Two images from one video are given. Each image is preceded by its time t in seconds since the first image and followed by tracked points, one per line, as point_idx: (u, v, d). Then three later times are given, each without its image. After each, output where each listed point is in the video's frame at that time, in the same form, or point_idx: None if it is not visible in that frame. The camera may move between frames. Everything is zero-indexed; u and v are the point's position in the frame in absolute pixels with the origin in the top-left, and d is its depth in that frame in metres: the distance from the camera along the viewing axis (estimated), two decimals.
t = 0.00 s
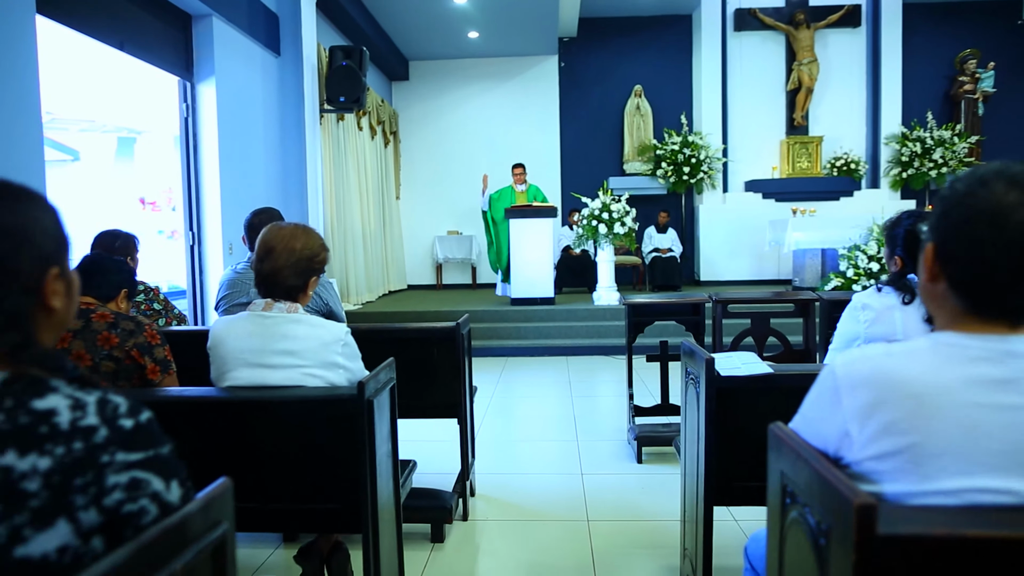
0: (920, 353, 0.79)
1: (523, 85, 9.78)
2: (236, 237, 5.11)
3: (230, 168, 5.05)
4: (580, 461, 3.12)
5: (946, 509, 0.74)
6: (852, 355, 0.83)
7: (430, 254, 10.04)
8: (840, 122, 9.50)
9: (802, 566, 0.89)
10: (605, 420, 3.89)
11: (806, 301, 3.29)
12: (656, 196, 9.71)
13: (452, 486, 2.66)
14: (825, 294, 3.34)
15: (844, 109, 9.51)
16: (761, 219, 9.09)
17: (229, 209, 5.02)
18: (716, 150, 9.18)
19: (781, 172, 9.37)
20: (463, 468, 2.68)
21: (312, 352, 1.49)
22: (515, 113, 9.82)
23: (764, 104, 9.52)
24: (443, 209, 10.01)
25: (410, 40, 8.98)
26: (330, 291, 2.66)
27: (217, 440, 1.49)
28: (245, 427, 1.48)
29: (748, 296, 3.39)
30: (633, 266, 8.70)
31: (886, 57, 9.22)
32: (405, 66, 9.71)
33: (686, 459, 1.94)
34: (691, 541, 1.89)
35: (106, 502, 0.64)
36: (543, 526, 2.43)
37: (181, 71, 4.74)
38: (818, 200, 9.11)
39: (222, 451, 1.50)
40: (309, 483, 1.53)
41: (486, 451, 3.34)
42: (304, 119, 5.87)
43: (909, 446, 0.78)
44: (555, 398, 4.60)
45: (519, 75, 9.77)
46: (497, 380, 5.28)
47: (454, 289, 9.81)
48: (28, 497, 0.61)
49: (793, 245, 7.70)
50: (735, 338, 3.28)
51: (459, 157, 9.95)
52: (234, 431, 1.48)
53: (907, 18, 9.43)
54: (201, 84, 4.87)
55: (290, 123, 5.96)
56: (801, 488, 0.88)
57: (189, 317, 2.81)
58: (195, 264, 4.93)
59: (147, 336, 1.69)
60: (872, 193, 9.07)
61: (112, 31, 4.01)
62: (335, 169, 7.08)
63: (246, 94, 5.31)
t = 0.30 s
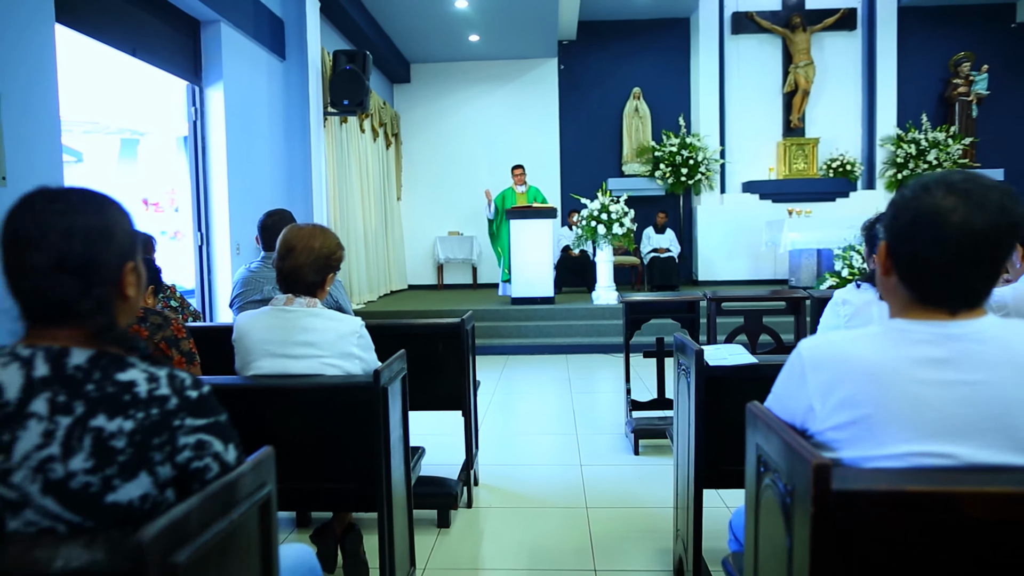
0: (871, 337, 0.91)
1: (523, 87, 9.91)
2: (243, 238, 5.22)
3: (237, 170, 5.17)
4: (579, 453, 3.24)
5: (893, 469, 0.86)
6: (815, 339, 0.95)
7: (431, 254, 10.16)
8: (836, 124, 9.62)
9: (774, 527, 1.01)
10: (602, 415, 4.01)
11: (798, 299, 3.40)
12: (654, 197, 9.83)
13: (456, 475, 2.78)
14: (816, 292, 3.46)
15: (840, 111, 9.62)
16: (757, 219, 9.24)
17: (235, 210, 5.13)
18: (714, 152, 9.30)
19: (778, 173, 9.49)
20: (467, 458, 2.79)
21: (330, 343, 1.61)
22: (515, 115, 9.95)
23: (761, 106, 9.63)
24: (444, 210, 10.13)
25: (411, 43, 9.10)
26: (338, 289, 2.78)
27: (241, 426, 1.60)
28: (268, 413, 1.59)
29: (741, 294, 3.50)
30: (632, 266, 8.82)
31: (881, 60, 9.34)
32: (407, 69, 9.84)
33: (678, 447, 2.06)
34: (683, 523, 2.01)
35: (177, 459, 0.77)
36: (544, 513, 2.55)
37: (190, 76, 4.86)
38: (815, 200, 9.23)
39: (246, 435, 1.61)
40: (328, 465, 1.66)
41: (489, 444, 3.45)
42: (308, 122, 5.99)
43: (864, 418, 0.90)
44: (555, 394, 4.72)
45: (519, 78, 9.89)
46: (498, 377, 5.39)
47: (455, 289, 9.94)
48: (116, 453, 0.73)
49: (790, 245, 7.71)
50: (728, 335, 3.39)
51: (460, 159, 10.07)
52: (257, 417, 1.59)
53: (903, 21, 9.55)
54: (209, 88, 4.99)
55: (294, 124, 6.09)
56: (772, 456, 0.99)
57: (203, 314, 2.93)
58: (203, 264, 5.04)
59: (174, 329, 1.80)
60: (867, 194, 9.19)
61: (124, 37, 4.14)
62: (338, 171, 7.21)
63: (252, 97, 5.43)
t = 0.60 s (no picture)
0: (833, 323, 1.04)
1: (521, 89, 10.05)
2: (247, 237, 5.33)
3: (243, 172, 5.29)
4: (577, 444, 3.37)
5: (850, 437, 1.00)
6: (785, 326, 1.09)
7: (430, 253, 10.28)
8: (830, 126, 9.77)
9: (749, 492, 1.15)
10: (599, 409, 4.14)
11: (788, 296, 3.53)
12: (650, 197, 9.97)
13: (459, 462, 2.90)
14: (805, 290, 3.59)
15: (833, 113, 9.77)
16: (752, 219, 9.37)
17: (241, 210, 5.25)
18: (709, 153, 9.43)
19: (772, 173, 9.63)
20: (470, 447, 2.93)
21: (348, 335, 1.74)
22: (513, 116, 10.09)
23: (756, 108, 9.77)
24: (443, 210, 10.26)
25: (410, 45, 9.23)
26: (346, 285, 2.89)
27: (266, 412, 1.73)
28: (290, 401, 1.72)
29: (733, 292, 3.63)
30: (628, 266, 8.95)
31: (874, 62, 9.49)
32: (406, 70, 9.96)
33: (670, 436, 2.19)
34: (674, 505, 2.14)
35: (235, 426, 0.90)
36: (542, 498, 2.68)
37: (198, 79, 4.99)
38: (808, 200, 9.37)
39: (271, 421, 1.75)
40: (347, 448, 1.80)
41: (490, 436, 3.58)
42: (311, 123, 6.11)
43: (827, 393, 1.03)
44: (553, 389, 4.85)
45: (517, 79, 10.03)
46: (498, 373, 5.52)
47: (454, 288, 10.07)
48: (186, 418, 0.86)
49: (783, 245, 7.85)
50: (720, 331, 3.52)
51: (458, 159, 10.20)
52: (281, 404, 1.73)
53: (896, 24, 9.70)
54: (216, 91, 5.11)
55: (298, 125, 6.22)
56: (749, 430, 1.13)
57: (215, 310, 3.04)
58: (209, 263, 5.16)
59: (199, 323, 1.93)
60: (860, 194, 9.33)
61: (135, 43, 4.27)
62: (340, 171, 7.34)
63: (257, 100, 5.55)
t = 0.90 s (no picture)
0: (802, 310, 1.18)
1: (520, 90, 10.19)
2: (254, 236, 5.46)
3: (250, 172, 5.43)
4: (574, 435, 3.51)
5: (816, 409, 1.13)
6: (760, 313, 1.23)
7: (430, 252, 10.42)
8: (824, 127, 9.91)
9: (729, 462, 1.29)
10: (597, 402, 4.28)
11: (779, 292, 3.67)
12: (648, 197, 10.11)
13: (463, 450, 3.04)
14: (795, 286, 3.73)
15: (828, 114, 9.92)
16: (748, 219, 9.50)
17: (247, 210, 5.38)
18: (706, 153, 9.56)
19: (768, 174, 9.76)
20: (473, 435, 3.07)
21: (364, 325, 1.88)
22: (512, 118, 10.23)
23: (751, 110, 9.91)
24: (443, 209, 10.39)
25: (411, 47, 9.37)
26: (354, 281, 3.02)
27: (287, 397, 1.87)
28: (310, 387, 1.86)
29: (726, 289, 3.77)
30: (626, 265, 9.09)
31: (867, 65, 9.64)
32: (407, 72, 10.10)
33: (664, 426, 2.33)
34: (667, 487, 2.28)
35: (278, 397, 1.04)
36: (543, 484, 2.82)
37: (206, 83, 5.13)
38: (803, 201, 9.52)
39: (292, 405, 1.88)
40: (362, 431, 1.94)
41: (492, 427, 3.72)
42: (315, 125, 6.24)
43: (796, 371, 1.17)
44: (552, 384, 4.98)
45: (516, 81, 10.17)
46: (498, 369, 5.66)
47: (454, 286, 10.22)
48: (238, 389, 1.00)
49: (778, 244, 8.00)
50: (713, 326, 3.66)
51: (458, 160, 10.34)
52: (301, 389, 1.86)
53: (889, 27, 9.84)
54: (224, 94, 5.26)
55: (302, 127, 6.35)
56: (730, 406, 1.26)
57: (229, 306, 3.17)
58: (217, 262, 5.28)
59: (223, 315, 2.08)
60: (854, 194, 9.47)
61: (147, 48, 4.41)
62: (342, 171, 7.48)
63: (262, 102, 5.68)
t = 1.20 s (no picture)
0: (770, 300, 1.32)
1: (520, 92, 10.33)
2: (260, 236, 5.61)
3: (256, 172, 5.57)
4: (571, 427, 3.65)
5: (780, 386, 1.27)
6: (734, 304, 1.36)
7: (431, 252, 10.56)
8: (821, 129, 10.05)
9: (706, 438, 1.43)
10: (594, 396, 4.43)
11: (769, 289, 3.81)
12: (646, 198, 10.25)
13: (465, 440, 3.18)
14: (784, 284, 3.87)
15: (824, 116, 10.05)
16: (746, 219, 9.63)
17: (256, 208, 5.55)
18: (704, 154, 9.69)
19: (765, 174, 9.89)
20: (475, 426, 3.21)
21: (374, 317, 2.02)
22: (512, 119, 10.37)
23: (749, 111, 10.05)
24: (445, 210, 10.53)
25: (413, 50, 9.51)
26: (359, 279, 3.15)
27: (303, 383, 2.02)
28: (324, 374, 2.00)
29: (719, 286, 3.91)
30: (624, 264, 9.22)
31: (862, 67, 9.77)
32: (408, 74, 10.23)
33: (654, 417, 2.46)
34: (656, 471, 2.41)
35: (304, 375, 1.18)
36: (541, 471, 2.96)
37: (214, 86, 5.27)
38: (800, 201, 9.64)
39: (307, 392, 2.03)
40: (370, 416, 2.08)
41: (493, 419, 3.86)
42: (320, 127, 6.39)
43: (763, 353, 1.31)
44: (551, 380, 5.13)
45: (516, 83, 10.31)
46: (498, 365, 5.80)
47: (454, 286, 10.36)
48: (269, 367, 1.14)
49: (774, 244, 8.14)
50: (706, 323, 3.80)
51: (459, 161, 10.49)
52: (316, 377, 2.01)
53: (884, 30, 9.97)
54: (231, 97, 5.39)
55: (307, 130, 6.49)
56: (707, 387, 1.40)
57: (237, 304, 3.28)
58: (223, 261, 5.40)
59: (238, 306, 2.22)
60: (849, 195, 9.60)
61: (158, 54, 4.55)
62: (346, 172, 7.63)
63: (268, 105, 5.81)
